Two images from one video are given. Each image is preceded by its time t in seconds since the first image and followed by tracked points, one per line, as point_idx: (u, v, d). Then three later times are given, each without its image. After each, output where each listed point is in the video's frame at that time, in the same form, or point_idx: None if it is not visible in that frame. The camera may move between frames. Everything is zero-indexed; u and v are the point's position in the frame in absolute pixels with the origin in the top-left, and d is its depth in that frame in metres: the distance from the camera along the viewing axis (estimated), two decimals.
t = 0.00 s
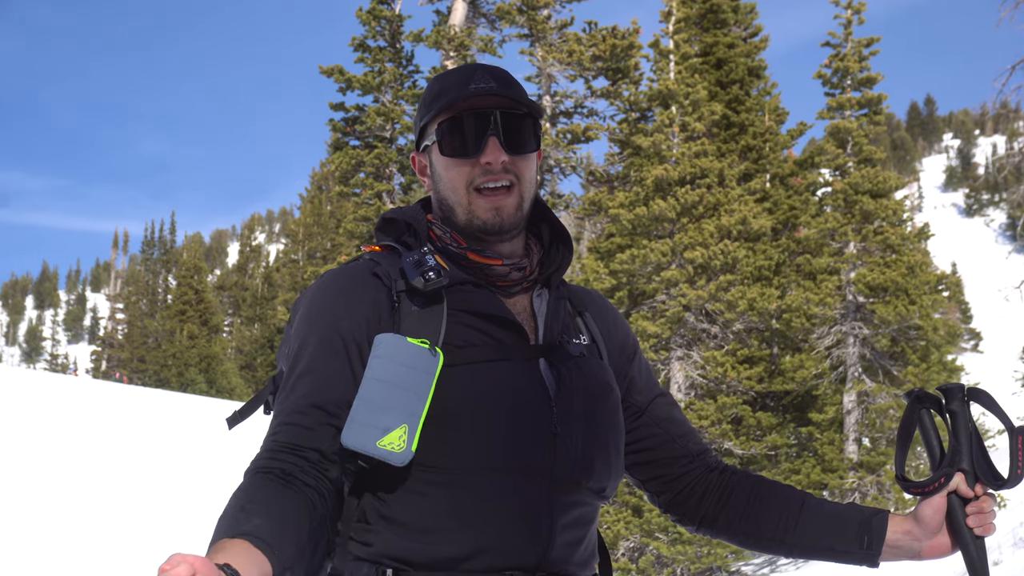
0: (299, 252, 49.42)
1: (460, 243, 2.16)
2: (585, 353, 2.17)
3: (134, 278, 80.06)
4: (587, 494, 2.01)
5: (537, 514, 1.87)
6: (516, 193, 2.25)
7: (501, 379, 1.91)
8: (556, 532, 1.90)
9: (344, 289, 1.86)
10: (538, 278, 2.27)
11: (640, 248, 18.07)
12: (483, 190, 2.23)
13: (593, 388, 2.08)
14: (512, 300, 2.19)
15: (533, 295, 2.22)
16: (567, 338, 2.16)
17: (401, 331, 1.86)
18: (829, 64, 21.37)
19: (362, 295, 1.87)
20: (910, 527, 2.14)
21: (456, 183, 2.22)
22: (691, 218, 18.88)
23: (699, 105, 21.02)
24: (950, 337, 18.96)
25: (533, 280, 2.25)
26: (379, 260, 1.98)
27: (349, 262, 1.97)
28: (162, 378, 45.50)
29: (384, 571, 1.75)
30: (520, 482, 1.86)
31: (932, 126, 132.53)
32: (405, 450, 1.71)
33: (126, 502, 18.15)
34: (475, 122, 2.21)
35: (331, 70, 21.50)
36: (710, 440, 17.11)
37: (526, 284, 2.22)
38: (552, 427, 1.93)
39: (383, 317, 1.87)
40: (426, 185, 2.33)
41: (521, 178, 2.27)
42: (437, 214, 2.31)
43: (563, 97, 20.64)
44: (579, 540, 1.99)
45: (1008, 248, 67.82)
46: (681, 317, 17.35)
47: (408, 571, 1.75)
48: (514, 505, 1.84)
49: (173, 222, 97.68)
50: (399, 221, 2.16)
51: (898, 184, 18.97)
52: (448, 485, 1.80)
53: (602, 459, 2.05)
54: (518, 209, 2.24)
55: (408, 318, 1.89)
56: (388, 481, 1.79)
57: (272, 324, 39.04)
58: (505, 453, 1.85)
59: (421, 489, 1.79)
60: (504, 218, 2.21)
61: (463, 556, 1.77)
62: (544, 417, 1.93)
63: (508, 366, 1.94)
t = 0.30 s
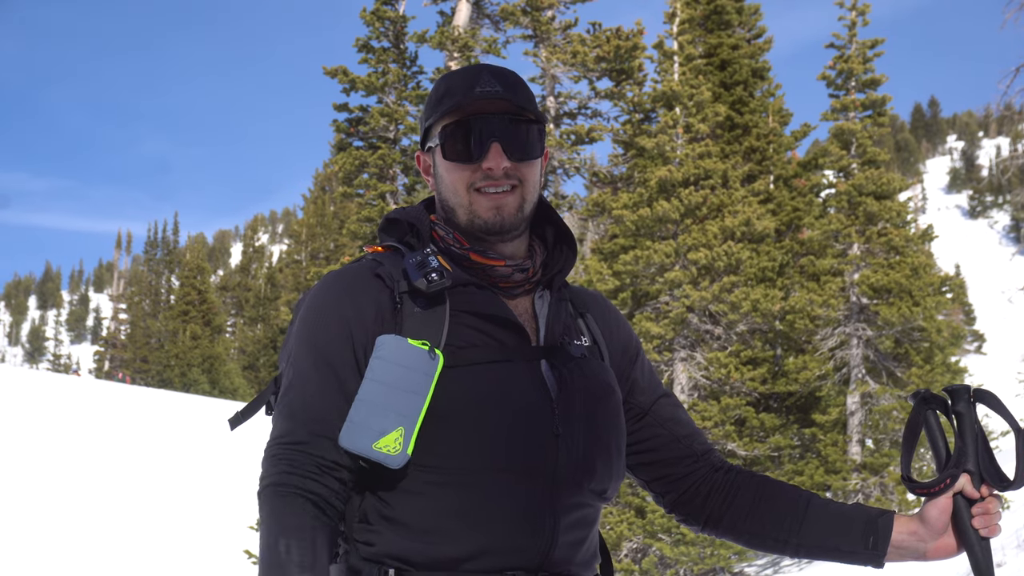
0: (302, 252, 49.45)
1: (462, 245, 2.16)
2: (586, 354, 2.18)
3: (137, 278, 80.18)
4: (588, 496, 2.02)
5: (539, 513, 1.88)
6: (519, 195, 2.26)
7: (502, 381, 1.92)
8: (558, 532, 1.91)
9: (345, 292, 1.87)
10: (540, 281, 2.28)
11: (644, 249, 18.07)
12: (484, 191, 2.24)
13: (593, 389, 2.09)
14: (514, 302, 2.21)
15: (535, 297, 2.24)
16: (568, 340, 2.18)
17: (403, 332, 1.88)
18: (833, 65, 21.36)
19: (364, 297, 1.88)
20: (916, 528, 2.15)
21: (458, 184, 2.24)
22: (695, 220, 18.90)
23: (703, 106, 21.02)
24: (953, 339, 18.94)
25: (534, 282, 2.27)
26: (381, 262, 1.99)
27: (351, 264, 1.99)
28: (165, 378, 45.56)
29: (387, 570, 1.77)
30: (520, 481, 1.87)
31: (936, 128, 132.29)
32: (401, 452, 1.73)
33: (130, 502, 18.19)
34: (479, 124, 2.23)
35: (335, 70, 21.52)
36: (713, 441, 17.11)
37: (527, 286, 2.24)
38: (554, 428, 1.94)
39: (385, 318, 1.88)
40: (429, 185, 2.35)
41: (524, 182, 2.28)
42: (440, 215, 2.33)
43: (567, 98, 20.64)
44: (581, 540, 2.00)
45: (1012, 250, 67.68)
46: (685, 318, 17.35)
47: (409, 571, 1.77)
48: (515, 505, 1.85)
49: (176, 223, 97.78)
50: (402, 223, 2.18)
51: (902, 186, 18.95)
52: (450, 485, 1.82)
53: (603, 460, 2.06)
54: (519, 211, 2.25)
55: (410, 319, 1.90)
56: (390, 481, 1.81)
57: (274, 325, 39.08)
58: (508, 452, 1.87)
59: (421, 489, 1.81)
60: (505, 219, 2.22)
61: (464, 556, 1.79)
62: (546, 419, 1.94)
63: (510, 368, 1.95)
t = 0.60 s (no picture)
0: (303, 252, 49.46)
1: (459, 246, 2.17)
2: (585, 354, 2.18)
3: (139, 278, 80.29)
4: (588, 497, 2.03)
5: (540, 514, 1.88)
6: (514, 195, 2.26)
7: (500, 384, 1.93)
8: (560, 534, 1.92)
9: (346, 293, 1.88)
10: (538, 281, 2.29)
11: (645, 249, 18.07)
12: (482, 190, 2.25)
13: (591, 391, 2.09)
14: (512, 302, 2.21)
15: (533, 297, 2.24)
16: (566, 340, 2.18)
17: (401, 336, 1.88)
18: (834, 65, 21.34)
19: (364, 300, 1.89)
20: (915, 529, 2.15)
21: (455, 181, 2.25)
22: (696, 220, 18.92)
23: (705, 106, 21.01)
24: (955, 339, 18.93)
25: (533, 282, 2.27)
26: (379, 264, 2.00)
27: (350, 266, 1.99)
28: (166, 378, 45.58)
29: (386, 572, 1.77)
30: (520, 482, 1.87)
31: (938, 128, 132.21)
32: (408, 455, 1.74)
33: (132, 503, 18.21)
34: (477, 122, 2.23)
35: (336, 70, 21.52)
36: (715, 442, 17.10)
37: (525, 286, 2.24)
38: (552, 430, 1.95)
39: (384, 322, 1.88)
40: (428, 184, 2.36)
41: (521, 180, 2.28)
42: (438, 214, 2.34)
43: (568, 99, 20.63)
44: (581, 541, 2.00)
45: (1014, 250, 67.60)
46: (686, 318, 17.33)
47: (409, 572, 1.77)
48: (516, 506, 1.85)
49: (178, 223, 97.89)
50: (400, 223, 2.18)
51: (903, 186, 18.92)
52: (448, 490, 1.82)
53: (603, 461, 2.07)
54: (515, 210, 2.25)
55: (408, 323, 1.90)
56: (392, 485, 1.82)
57: (276, 325, 39.10)
58: (509, 455, 1.87)
59: (421, 493, 1.81)
60: (501, 217, 2.23)
61: (465, 558, 1.79)
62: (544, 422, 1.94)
63: (508, 370, 1.96)
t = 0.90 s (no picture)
0: (304, 254, 49.46)
1: (462, 250, 2.17)
2: (585, 359, 2.19)
3: (140, 280, 80.32)
4: (590, 502, 2.03)
5: (543, 521, 1.89)
6: (517, 197, 2.27)
7: (503, 390, 1.93)
8: (563, 539, 1.93)
9: (349, 302, 1.89)
10: (540, 285, 2.30)
11: (646, 251, 18.09)
12: (484, 194, 2.26)
13: (593, 396, 2.10)
14: (514, 307, 2.23)
15: (535, 302, 2.26)
16: (566, 345, 2.19)
17: (406, 342, 1.88)
18: (835, 66, 21.34)
19: (368, 307, 1.90)
20: (913, 532, 2.15)
21: (457, 185, 2.25)
22: (697, 221, 18.93)
23: (705, 107, 21.01)
24: (956, 340, 18.92)
25: (535, 286, 2.28)
26: (382, 271, 2.01)
27: (353, 273, 2.00)
28: (168, 380, 45.59)
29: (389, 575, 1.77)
30: (522, 488, 1.88)
31: (938, 129, 132.18)
32: (414, 462, 1.75)
33: (133, 505, 18.23)
34: (481, 126, 2.24)
35: (337, 73, 21.53)
36: (716, 443, 17.11)
37: (528, 290, 2.25)
38: (555, 436, 1.96)
39: (388, 328, 1.89)
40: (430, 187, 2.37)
41: (523, 183, 2.29)
42: (440, 218, 2.35)
43: (569, 100, 20.64)
44: (582, 546, 2.02)
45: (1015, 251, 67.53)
46: (687, 320, 17.34)
47: None
48: (519, 512, 1.86)
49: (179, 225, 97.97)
50: (400, 228, 2.18)
51: (904, 187, 18.93)
52: (452, 496, 1.82)
53: (606, 466, 2.08)
54: (518, 213, 2.26)
55: (413, 330, 1.90)
56: (397, 491, 1.82)
57: (277, 327, 39.10)
58: (512, 461, 1.88)
59: (425, 499, 1.82)
60: (504, 220, 2.24)
61: (469, 562, 1.79)
62: (547, 427, 1.95)
63: (511, 376, 1.96)
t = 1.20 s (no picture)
0: (303, 258, 49.48)
1: (459, 253, 2.18)
2: (582, 361, 2.18)
3: (139, 284, 80.29)
4: (587, 504, 2.03)
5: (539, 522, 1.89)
6: (514, 206, 2.28)
7: (499, 391, 1.93)
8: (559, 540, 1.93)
9: (346, 298, 1.89)
10: (537, 287, 2.30)
11: (644, 254, 18.10)
12: (479, 203, 2.27)
13: (591, 397, 2.10)
14: (511, 309, 2.23)
15: (531, 304, 2.26)
16: (563, 347, 2.19)
17: (403, 343, 1.88)
18: (834, 70, 21.38)
19: (366, 307, 1.90)
20: (913, 533, 2.14)
21: (453, 193, 2.26)
22: (695, 225, 18.94)
23: (704, 111, 21.04)
24: (955, 343, 18.93)
25: (532, 289, 2.28)
26: (380, 271, 2.01)
27: (351, 272, 2.01)
28: (167, 384, 45.55)
29: None
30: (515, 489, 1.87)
31: (937, 133, 132.34)
32: (396, 465, 1.74)
33: (131, 508, 18.20)
34: (475, 135, 2.24)
35: (336, 77, 21.55)
36: (714, 446, 17.10)
37: (525, 293, 2.25)
38: (551, 438, 1.96)
39: (386, 328, 1.89)
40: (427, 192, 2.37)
41: (518, 191, 2.30)
42: (438, 222, 2.35)
43: (567, 104, 20.68)
44: (577, 548, 2.01)
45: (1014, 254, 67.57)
46: (686, 323, 17.35)
47: None
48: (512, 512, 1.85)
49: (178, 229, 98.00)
50: (399, 231, 2.17)
51: (903, 190, 18.94)
52: (446, 497, 1.82)
53: (602, 468, 2.07)
54: (514, 220, 2.27)
55: (410, 330, 1.90)
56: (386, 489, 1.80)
57: (276, 331, 39.09)
58: (503, 463, 1.88)
59: (419, 499, 1.81)
60: (501, 227, 2.24)
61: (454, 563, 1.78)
62: (543, 430, 1.95)
63: (506, 378, 1.96)
